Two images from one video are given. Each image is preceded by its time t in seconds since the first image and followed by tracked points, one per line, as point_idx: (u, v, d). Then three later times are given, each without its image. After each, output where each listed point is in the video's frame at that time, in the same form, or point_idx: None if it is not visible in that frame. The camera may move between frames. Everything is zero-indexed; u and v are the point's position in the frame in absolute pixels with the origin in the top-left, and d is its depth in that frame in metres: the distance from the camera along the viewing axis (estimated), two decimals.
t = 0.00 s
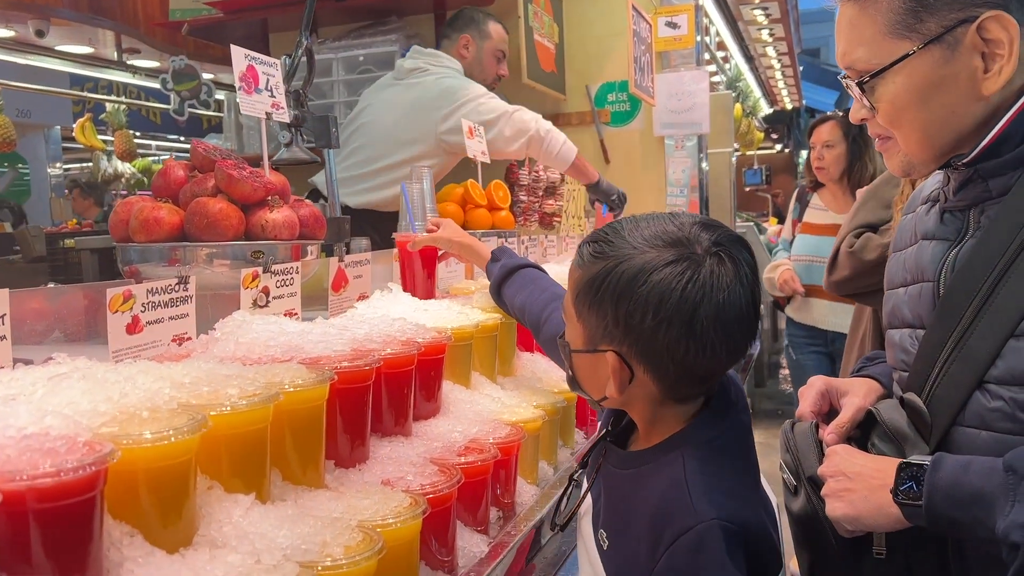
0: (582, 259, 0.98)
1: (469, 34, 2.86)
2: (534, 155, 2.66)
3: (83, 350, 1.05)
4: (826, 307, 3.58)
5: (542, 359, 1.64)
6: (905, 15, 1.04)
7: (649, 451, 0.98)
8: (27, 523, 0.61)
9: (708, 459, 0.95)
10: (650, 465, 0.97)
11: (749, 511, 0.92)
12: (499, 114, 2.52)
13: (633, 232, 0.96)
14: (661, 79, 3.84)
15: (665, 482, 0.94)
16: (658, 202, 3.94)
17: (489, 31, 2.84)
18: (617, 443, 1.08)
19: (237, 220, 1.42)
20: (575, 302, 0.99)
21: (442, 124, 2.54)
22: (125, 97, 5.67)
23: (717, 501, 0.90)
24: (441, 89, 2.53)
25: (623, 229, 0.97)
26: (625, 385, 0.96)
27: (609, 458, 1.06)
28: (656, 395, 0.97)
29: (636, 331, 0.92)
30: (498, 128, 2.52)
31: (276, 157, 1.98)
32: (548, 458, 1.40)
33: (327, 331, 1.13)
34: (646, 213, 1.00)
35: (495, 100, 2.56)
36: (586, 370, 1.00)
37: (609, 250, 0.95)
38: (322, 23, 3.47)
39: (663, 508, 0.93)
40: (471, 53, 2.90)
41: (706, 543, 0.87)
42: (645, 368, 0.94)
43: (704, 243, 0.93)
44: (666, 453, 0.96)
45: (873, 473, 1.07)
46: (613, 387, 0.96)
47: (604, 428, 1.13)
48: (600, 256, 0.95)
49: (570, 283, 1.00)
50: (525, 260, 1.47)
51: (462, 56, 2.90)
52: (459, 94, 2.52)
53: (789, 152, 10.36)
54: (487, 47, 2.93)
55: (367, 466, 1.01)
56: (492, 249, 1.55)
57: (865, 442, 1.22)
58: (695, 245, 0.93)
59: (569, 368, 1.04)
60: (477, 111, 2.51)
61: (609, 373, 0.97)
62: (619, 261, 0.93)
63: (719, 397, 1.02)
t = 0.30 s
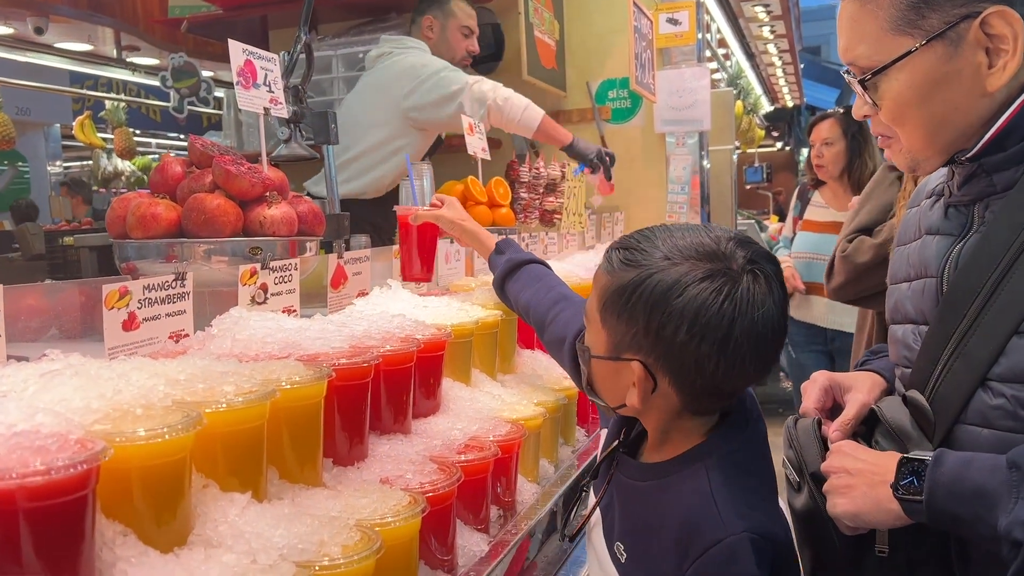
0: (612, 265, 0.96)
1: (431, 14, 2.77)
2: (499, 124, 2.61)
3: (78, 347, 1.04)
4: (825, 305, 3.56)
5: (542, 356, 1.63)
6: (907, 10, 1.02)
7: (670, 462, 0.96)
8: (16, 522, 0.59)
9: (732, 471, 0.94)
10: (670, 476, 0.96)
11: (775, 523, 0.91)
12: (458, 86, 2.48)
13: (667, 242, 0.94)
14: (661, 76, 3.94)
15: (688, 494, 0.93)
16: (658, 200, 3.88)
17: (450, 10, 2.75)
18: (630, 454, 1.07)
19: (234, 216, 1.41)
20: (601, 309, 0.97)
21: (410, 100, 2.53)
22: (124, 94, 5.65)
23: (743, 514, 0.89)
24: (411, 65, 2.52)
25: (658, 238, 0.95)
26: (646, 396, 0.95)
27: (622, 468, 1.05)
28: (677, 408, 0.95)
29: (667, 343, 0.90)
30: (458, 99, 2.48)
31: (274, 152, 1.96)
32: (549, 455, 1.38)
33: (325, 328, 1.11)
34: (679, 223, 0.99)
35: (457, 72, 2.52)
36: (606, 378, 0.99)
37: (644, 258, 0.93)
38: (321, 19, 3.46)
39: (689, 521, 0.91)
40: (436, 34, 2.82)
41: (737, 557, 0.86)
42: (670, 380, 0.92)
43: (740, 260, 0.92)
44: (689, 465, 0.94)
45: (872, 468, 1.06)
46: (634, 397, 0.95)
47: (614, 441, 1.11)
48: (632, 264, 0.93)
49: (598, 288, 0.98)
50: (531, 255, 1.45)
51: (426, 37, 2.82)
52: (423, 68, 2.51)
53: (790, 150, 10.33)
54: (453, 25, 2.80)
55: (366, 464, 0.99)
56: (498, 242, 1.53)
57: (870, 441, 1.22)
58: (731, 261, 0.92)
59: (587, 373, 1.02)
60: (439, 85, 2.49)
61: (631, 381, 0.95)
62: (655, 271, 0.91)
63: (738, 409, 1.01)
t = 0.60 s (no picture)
0: (631, 252, 0.96)
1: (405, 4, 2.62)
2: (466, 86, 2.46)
3: (79, 344, 1.03)
4: (828, 305, 3.56)
5: (545, 356, 1.62)
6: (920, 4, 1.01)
7: (680, 465, 0.96)
8: (16, 520, 0.59)
9: (750, 472, 0.93)
10: (686, 478, 0.95)
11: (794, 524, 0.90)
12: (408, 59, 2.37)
13: (688, 234, 0.94)
14: (665, 75, 3.88)
15: (705, 495, 0.92)
16: (659, 198, 3.88)
17: None
18: (641, 456, 1.06)
19: (236, 214, 1.41)
20: (614, 296, 0.97)
21: (366, 89, 2.46)
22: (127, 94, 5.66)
23: (763, 516, 0.89)
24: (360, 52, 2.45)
25: (681, 229, 0.95)
26: (653, 389, 0.94)
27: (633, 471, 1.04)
28: (684, 405, 0.95)
29: (673, 332, 0.89)
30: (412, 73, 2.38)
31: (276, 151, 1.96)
32: (551, 455, 1.38)
33: (327, 326, 1.11)
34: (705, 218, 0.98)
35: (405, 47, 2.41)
36: (616, 369, 0.98)
37: (661, 247, 0.93)
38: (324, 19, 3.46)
39: (706, 523, 0.90)
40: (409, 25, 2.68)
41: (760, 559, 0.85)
42: (676, 372, 0.92)
43: (760, 259, 0.91)
44: (706, 468, 0.93)
45: (877, 456, 1.06)
46: (640, 388, 0.94)
47: (625, 444, 1.10)
48: (650, 252, 0.93)
49: (614, 274, 0.97)
50: (543, 251, 1.45)
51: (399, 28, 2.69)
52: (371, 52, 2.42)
53: (792, 151, 10.32)
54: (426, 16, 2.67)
55: (368, 463, 0.99)
56: (508, 232, 1.52)
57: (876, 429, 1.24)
58: (749, 259, 0.91)
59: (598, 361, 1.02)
60: (388, 65, 2.39)
61: (637, 372, 0.94)
62: (670, 260, 0.90)
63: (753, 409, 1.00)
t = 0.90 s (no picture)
0: (663, 250, 0.97)
1: None
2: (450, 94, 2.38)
3: (89, 347, 1.04)
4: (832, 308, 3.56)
5: (552, 359, 1.62)
6: (943, 8, 1.02)
7: (704, 474, 0.95)
8: (35, 522, 0.60)
9: (778, 483, 0.92)
10: (709, 489, 0.94)
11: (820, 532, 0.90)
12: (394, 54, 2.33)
13: (720, 234, 0.95)
14: (671, 78, 3.83)
15: (729, 507, 0.91)
16: (663, 199, 3.90)
17: None
18: (666, 465, 1.06)
19: (245, 218, 1.42)
20: (642, 294, 0.98)
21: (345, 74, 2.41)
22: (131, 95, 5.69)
23: (791, 529, 0.87)
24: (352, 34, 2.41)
25: (715, 229, 0.96)
26: (676, 392, 0.95)
27: (658, 481, 1.03)
28: (708, 411, 0.95)
29: (699, 332, 0.90)
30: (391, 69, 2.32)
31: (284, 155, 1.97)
32: (558, 458, 1.38)
33: (337, 330, 1.12)
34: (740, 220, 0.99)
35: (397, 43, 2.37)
36: (640, 370, 0.99)
37: (693, 246, 0.94)
38: (329, 22, 3.48)
39: (730, 533, 0.90)
40: (394, 15, 2.66)
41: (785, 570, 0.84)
42: (702, 374, 0.92)
43: (793, 263, 0.91)
44: (731, 478, 0.93)
45: (888, 457, 1.06)
46: (664, 390, 0.95)
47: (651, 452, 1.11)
48: (682, 251, 0.94)
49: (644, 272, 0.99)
50: (573, 254, 1.46)
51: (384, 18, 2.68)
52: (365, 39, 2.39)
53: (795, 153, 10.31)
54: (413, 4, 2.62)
55: (378, 466, 1.00)
56: (536, 232, 1.52)
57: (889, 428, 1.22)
58: (783, 262, 0.91)
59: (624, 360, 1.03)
60: (373, 56, 2.35)
61: (662, 373, 0.95)
62: (700, 260, 0.91)
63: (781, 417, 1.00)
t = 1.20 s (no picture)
0: (698, 257, 0.98)
1: None
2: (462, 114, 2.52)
3: (100, 348, 1.06)
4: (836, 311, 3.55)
5: (557, 362, 1.62)
6: (960, 16, 1.01)
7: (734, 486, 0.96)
8: (52, 523, 0.61)
9: (810, 495, 0.92)
10: (740, 500, 0.95)
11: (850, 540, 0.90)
12: (415, 75, 2.41)
13: (756, 243, 0.95)
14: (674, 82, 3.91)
15: (762, 514, 0.92)
16: (668, 202, 3.91)
17: None
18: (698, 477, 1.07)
19: (253, 221, 1.43)
20: (675, 300, 1.00)
21: (363, 83, 2.47)
22: (137, 98, 5.73)
23: (822, 542, 0.87)
24: (372, 45, 2.45)
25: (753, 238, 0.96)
26: (705, 399, 0.96)
27: (688, 492, 1.04)
28: (737, 421, 0.96)
29: (729, 341, 0.91)
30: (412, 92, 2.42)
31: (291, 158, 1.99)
32: (564, 461, 1.39)
33: (345, 333, 1.13)
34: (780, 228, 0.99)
35: (417, 61, 2.45)
36: (671, 374, 1.01)
37: (728, 254, 0.95)
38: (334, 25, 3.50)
39: (760, 545, 0.90)
40: (410, 14, 2.79)
41: None
42: (729, 384, 0.93)
43: (830, 275, 0.91)
44: (763, 489, 0.93)
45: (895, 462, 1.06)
46: (692, 397, 0.96)
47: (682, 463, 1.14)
48: (716, 257, 0.95)
49: (678, 278, 1.00)
50: (609, 269, 1.51)
51: (399, 17, 2.80)
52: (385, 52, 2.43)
53: (799, 156, 10.29)
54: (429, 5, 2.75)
55: (386, 468, 1.01)
56: (574, 244, 1.56)
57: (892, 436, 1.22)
58: (819, 274, 0.91)
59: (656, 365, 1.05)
60: (395, 73, 2.42)
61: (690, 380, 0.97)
62: (733, 268, 0.92)
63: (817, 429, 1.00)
